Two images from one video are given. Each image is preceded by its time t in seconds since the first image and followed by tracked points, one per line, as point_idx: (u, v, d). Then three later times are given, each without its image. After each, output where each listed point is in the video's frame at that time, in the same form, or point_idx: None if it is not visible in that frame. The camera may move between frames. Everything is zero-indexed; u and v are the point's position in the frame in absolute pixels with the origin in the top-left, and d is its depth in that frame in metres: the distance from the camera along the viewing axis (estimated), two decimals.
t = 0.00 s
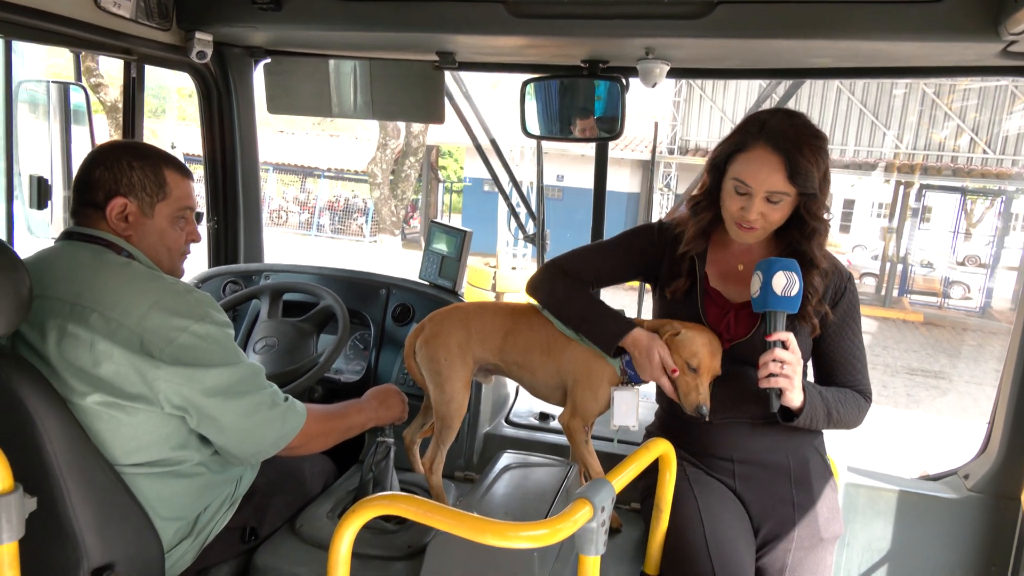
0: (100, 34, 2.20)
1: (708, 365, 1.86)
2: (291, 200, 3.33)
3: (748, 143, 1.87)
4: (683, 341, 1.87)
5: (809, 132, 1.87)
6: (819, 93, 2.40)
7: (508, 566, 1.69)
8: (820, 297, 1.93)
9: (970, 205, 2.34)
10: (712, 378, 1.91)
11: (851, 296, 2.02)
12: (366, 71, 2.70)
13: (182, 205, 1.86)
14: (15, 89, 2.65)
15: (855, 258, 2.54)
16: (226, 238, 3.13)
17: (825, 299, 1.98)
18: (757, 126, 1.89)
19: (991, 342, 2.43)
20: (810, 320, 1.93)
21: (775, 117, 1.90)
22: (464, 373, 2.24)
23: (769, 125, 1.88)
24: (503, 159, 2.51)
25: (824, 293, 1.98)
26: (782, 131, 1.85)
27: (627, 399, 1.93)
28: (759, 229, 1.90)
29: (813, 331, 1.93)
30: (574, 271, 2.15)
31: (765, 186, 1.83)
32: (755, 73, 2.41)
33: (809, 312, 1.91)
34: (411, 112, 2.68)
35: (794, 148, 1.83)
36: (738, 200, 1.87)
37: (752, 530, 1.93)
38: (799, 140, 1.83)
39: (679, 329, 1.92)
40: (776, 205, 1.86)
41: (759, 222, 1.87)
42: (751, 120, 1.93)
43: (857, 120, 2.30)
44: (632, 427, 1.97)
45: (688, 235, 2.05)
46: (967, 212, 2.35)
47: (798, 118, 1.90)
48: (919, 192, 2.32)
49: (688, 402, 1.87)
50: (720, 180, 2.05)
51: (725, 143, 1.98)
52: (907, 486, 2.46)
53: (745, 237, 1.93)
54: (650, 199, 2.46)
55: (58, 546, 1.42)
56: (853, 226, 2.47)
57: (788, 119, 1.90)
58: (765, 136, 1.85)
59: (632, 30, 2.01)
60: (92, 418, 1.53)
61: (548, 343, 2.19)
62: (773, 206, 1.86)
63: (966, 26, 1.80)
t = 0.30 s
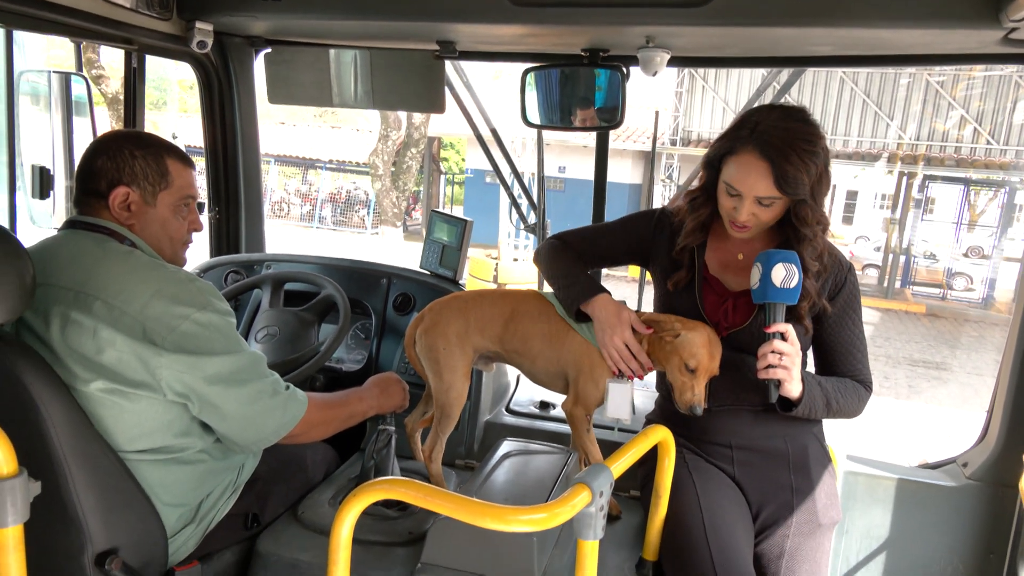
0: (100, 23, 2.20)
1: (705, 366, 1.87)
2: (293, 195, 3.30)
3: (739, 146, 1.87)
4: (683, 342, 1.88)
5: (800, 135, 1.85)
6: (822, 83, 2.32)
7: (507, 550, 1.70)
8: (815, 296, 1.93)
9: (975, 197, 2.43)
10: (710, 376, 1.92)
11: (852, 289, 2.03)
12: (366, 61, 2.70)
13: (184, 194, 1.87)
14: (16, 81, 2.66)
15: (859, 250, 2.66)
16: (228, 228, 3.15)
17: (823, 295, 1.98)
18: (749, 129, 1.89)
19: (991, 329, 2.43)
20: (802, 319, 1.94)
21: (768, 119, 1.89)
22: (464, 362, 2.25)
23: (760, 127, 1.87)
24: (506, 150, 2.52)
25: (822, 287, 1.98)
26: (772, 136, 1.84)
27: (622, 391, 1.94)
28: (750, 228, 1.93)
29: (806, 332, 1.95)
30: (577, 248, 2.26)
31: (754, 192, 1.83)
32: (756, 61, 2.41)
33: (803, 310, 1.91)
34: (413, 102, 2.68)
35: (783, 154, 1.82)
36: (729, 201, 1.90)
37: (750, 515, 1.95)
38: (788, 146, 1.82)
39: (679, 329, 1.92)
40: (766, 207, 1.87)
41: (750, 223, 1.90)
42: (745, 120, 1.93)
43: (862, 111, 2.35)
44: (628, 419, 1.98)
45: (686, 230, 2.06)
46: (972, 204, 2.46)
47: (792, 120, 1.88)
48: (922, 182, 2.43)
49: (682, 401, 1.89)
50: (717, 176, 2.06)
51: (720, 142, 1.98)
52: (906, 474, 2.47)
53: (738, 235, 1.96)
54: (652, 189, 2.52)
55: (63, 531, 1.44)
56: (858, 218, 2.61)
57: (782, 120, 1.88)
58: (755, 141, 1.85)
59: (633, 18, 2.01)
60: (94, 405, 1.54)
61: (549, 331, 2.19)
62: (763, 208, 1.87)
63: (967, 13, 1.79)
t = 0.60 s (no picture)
0: (97, 24, 2.20)
1: (705, 371, 1.88)
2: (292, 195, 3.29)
3: (733, 145, 1.88)
4: (685, 347, 1.89)
5: (795, 135, 1.85)
6: (820, 81, 2.35)
7: (506, 548, 1.71)
8: (812, 295, 1.94)
9: (972, 194, 2.38)
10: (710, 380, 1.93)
11: (851, 287, 2.03)
12: (364, 61, 2.70)
13: (183, 194, 1.87)
14: (14, 83, 2.66)
15: (857, 248, 2.51)
16: (227, 229, 3.15)
17: (820, 294, 1.99)
18: (743, 128, 1.90)
19: (988, 327, 2.44)
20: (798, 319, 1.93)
21: (761, 118, 1.89)
22: (463, 362, 2.25)
23: (754, 126, 1.87)
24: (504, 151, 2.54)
25: (819, 288, 1.99)
26: (766, 135, 1.85)
27: (630, 392, 1.97)
28: (746, 226, 1.94)
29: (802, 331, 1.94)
30: (582, 245, 2.31)
31: (748, 191, 1.85)
32: (755, 60, 2.41)
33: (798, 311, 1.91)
34: (411, 102, 2.68)
35: (776, 154, 1.82)
36: (725, 200, 1.91)
37: (748, 513, 1.95)
38: (782, 145, 1.82)
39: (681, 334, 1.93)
40: (761, 206, 1.88)
41: (745, 221, 1.91)
42: (740, 118, 1.93)
43: (860, 108, 2.31)
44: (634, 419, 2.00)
45: (684, 231, 2.07)
46: (969, 202, 2.38)
47: (787, 118, 1.88)
48: (921, 181, 2.33)
49: (681, 405, 1.90)
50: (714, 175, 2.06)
51: (715, 140, 1.99)
52: (904, 471, 2.48)
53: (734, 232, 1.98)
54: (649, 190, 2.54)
55: (63, 530, 1.44)
56: (856, 216, 2.45)
57: (776, 119, 1.88)
58: (749, 140, 1.86)
59: (629, 17, 2.01)
60: (94, 405, 1.54)
61: (552, 331, 2.21)
62: (759, 207, 1.88)
63: (964, 11, 1.80)
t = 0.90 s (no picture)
0: (95, 24, 2.20)
1: (705, 375, 1.89)
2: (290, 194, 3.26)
3: (747, 114, 1.94)
4: (685, 351, 1.89)
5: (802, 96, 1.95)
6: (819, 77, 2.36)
7: (506, 546, 1.71)
8: (813, 263, 1.97)
9: (971, 190, 2.29)
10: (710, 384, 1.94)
11: (854, 278, 2.04)
12: (362, 60, 2.70)
13: (182, 193, 1.87)
14: (12, 84, 2.66)
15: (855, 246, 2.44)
16: (226, 229, 3.16)
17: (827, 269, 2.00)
18: (751, 98, 1.95)
19: (988, 322, 2.45)
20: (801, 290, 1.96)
21: (765, 88, 1.96)
22: (464, 361, 2.25)
23: (762, 95, 1.94)
24: (503, 149, 2.55)
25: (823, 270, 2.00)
26: (778, 97, 1.92)
27: (628, 395, 1.97)
28: (772, 200, 1.93)
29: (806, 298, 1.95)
30: (583, 248, 2.32)
31: (774, 150, 1.90)
32: (753, 57, 2.41)
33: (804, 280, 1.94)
34: (410, 100, 2.68)
35: (794, 109, 1.90)
36: (748, 170, 1.92)
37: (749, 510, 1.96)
38: (796, 102, 1.91)
39: (681, 337, 1.93)
40: (786, 167, 1.92)
41: (772, 189, 1.92)
42: (741, 96, 1.99)
43: (857, 106, 2.29)
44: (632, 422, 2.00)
45: (690, 222, 2.08)
46: (969, 199, 2.31)
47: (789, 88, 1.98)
48: (920, 177, 2.28)
49: (681, 408, 1.92)
50: (716, 164, 2.08)
51: (716, 126, 2.03)
52: (905, 467, 2.48)
53: (755, 215, 1.96)
54: (648, 187, 2.55)
55: (64, 530, 1.44)
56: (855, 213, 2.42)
57: (778, 89, 1.96)
58: (763, 105, 1.92)
59: (627, 15, 2.01)
60: (94, 405, 1.54)
61: (553, 330, 2.20)
62: (784, 169, 1.92)
63: (962, 8, 1.80)
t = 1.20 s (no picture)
0: (94, 23, 2.20)
1: (705, 376, 1.89)
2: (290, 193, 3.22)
3: (745, 114, 1.93)
4: (685, 353, 1.89)
5: (800, 94, 1.94)
6: (819, 75, 2.38)
7: (508, 544, 1.71)
8: (817, 260, 1.96)
9: (972, 188, 2.28)
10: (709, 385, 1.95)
11: (853, 272, 2.04)
12: (362, 58, 2.70)
13: (181, 192, 1.87)
14: (12, 84, 2.68)
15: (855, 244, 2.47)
16: (226, 228, 3.16)
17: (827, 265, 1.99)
18: (748, 97, 1.95)
19: (988, 320, 2.45)
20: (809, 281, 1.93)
21: (763, 86, 1.96)
22: (466, 360, 2.25)
23: (760, 94, 1.93)
24: (503, 147, 2.56)
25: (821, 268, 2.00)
26: (775, 97, 1.92)
27: (628, 393, 1.97)
28: (770, 200, 1.94)
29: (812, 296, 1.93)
30: (582, 249, 2.32)
31: (772, 151, 1.90)
32: (753, 54, 2.42)
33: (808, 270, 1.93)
34: (409, 99, 2.69)
35: (791, 109, 1.90)
36: (746, 171, 1.93)
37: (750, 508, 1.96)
38: (794, 101, 1.90)
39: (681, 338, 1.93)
40: (784, 167, 1.93)
41: (770, 190, 1.93)
42: (739, 94, 1.98)
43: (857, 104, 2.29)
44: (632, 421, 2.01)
45: (688, 223, 2.06)
46: (969, 196, 2.30)
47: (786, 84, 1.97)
48: (920, 175, 2.29)
49: (680, 410, 1.91)
50: (714, 163, 2.07)
51: (713, 125, 2.02)
52: (905, 465, 2.48)
53: (754, 214, 1.97)
54: (648, 185, 2.57)
55: (66, 528, 1.44)
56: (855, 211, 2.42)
57: (776, 87, 1.94)
58: (761, 105, 1.92)
59: (626, 12, 2.01)
60: (95, 403, 1.54)
61: (556, 330, 2.21)
62: (781, 169, 1.92)
63: (961, 5, 1.80)
